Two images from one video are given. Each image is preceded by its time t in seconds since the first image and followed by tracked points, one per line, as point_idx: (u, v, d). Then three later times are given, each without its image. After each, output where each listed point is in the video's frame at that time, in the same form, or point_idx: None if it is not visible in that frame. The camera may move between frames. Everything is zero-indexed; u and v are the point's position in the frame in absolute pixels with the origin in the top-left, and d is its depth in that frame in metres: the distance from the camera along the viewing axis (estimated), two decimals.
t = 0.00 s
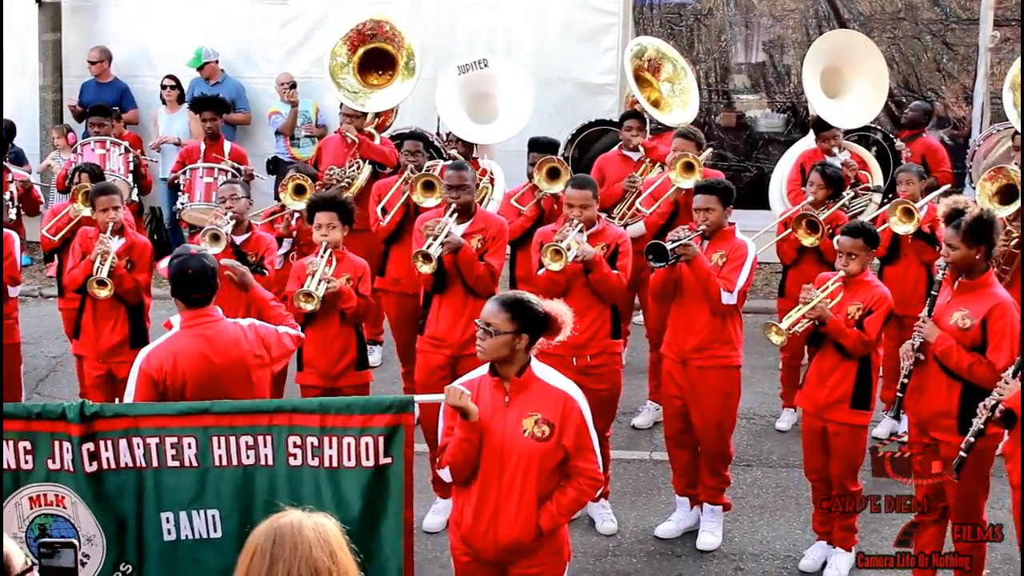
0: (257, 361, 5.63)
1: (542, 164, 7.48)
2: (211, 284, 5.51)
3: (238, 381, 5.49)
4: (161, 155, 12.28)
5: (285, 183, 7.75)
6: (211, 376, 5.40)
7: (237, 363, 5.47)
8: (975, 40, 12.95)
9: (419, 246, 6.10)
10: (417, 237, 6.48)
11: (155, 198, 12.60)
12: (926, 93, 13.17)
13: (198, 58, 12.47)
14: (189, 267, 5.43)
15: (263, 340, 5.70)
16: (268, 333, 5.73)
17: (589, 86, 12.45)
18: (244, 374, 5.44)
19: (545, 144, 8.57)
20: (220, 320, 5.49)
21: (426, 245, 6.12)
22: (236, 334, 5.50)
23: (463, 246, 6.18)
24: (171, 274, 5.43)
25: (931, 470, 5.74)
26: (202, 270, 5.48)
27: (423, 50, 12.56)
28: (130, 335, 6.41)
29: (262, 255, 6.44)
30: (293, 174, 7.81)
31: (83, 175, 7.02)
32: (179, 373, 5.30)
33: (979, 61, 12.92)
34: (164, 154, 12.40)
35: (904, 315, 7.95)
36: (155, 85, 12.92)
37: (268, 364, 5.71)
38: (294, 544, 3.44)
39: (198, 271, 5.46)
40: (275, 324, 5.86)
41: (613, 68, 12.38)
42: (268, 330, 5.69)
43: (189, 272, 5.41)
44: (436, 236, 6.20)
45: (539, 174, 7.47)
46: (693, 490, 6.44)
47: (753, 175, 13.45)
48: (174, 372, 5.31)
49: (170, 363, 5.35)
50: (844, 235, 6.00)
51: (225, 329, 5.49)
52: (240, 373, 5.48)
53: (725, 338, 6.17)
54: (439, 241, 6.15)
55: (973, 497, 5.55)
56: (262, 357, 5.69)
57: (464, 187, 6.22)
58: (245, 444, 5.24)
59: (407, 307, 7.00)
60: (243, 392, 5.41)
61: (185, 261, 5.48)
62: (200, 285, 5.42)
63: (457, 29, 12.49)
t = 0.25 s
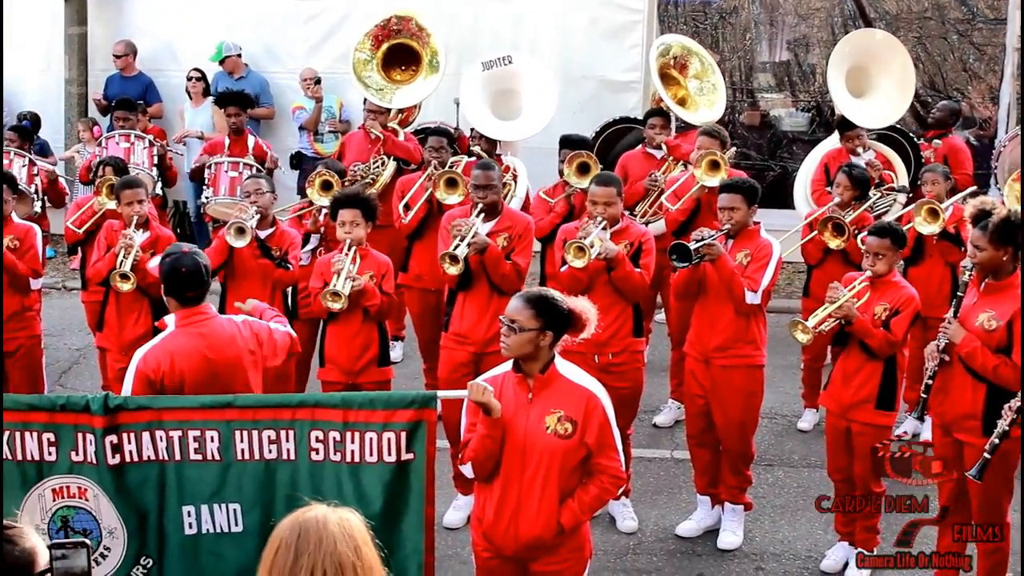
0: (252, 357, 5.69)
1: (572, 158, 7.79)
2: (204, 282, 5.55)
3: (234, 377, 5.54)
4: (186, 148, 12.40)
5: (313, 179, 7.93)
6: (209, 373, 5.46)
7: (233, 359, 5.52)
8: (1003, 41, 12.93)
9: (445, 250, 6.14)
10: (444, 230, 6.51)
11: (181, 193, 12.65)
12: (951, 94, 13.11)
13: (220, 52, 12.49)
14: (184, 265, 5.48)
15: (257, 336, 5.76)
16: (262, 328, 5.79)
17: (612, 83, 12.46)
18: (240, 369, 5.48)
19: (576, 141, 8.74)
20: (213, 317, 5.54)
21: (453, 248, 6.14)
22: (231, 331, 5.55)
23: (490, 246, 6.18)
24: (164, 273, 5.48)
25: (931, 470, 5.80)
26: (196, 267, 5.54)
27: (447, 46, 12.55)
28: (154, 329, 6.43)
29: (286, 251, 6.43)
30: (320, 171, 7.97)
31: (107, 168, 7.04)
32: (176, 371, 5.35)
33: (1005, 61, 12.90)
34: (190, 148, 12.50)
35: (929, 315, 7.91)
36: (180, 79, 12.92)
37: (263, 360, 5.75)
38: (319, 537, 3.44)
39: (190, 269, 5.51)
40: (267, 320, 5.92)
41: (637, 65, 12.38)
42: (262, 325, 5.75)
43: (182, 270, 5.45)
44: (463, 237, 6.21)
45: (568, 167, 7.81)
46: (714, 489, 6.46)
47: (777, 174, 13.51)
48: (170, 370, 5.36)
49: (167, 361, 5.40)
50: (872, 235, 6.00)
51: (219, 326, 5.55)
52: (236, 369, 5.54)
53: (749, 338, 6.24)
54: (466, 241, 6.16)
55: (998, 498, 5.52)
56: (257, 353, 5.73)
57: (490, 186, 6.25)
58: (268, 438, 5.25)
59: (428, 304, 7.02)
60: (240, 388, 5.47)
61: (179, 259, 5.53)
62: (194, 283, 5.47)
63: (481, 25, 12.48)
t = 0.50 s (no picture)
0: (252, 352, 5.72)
1: (600, 148, 7.98)
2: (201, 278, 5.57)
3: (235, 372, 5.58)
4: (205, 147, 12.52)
5: (332, 178, 7.89)
6: (209, 369, 5.49)
7: (233, 354, 5.55)
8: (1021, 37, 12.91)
9: (463, 236, 6.17)
10: (460, 224, 6.51)
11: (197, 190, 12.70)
12: (970, 91, 13.07)
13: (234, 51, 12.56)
14: (181, 263, 5.51)
15: (256, 331, 5.78)
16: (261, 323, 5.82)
17: (629, 82, 12.44)
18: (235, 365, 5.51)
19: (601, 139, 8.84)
20: (212, 313, 5.57)
21: (471, 234, 6.18)
22: (230, 327, 5.58)
23: (506, 238, 6.21)
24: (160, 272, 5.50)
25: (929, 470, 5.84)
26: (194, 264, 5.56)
27: (463, 44, 12.55)
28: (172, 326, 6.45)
29: (303, 248, 6.50)
30: (339, 169, 7.95)
31: (124, 167, 7.06)
32: (176, 368, 5.39)
33: None
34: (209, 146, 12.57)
35: (948, 314, 7.89)
36: (196, 78, 12.96)
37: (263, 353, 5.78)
38: (337, 535, 3.44)
39: (188, 266, 5.53)
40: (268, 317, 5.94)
41: (654, 63, 12.36)
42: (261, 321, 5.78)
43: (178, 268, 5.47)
44: (479, 227, 6.26)
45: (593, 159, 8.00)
46: (732, 488, 6.47)
47: (794, 172, 13.30)
48: (170, 367, 5.39)
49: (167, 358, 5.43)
50: (891, 233, 5.98)
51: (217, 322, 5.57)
52: (236, 364, 5.57)
53: (766, 337, 6.26)
54: (482, 232, 6.21)
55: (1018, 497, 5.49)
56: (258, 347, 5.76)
57: (507, 180, 6.28)
58: (285, 435, 5.26)
59: (447, 301, 7.03)
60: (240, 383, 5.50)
61: (177, 257, 5.55)
62: (192, 280, 5.50)
63: (498, 23, 12.49)
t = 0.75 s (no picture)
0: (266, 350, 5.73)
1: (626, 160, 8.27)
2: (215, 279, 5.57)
3: (251, 371, 5.59)
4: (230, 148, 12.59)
5: (355, 173, 7.96)
6: (226, 368, 5.50)
7: (248, 353, 5.56)
8: None
9: (485, 245, 6.18)
10: (482, 227, 6.53)
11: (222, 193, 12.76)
12: (995, 89, 13.08)
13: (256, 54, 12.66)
14: (196, 264, 5.52)
15: (270, 329, 5.80)
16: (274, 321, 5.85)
17: (652, 82, 12.43)
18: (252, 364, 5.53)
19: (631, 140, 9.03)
20: (226, 313, 5.58)
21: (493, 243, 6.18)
22: (245, 326, 5.59)
23: (527, 243, 6.19)
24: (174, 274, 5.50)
25: (929, 470, 5.86)
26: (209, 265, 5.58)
27: (485, 45, 12.56)
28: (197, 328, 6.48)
29: (327, 250, 6.48)
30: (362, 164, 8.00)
31: (150, 169, 7.10)
32: (194, 369, 5.39)
33: None
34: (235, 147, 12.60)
35: (974, 314, 7.88)
36: (221, 80, 13.00)
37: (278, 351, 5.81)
38: (363, 536, 3.44)
39: (201, 267, 5.54)
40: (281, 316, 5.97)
41: (677, 64, 12.35)
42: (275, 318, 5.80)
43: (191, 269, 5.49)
44: (502, 233, 6.26)
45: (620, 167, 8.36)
46: (757, 489, 6.45)
47: (818, 172, 13.09)
48: (187, 369, 5.40)
49: (184, 359, 5.44)
50: (916, 233, 5.96)
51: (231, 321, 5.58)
52: (253, 363, 5.59)
53: (791, 338, 6.24)
54: (505, 238, 6.19)
55: None
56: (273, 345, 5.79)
57: (528, 183, 6.25)
58: (308, 435, 5.27)
59: (471, 302, 7.05)
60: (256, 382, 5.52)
61: (190, 258, 5.57)
62: (208, 280, 5.51)
63: (520, 24, 12.49)
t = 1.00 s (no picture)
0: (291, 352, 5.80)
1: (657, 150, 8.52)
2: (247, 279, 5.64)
3: (280, 371, 5.65)
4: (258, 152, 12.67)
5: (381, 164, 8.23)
6: (258, 367, 5.55)
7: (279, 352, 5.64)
8: None
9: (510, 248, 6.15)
10: (507, 232, 6.53)
11: (250, 196, 12.82)
12: None
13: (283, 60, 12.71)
14: (228, 264, 5.58)
15: (296, 330, 5.87)
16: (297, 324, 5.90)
17: (680, 85, 12.42)
18: (282, 364, 5.60)
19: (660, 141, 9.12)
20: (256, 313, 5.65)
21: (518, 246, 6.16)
22: (275, 326, 5.66)
23: (553, 247, 6.19)
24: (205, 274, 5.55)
25: (931, 470, 5.81)
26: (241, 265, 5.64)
27: (512, 49, 12.57)
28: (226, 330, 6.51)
29: (355, 252, 6.53)
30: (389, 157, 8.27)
31: (180, 171, 7.14)
32: (227, 368, 5.44)
33: None
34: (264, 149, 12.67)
35: (1004, 319, 7.83)
36: (250, 84, 13.05)
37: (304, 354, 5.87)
38: (392, 538, 3.45)
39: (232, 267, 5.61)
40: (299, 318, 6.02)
41: (704, 67, 12.34)
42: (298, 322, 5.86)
43: (222, 268, 5.55)
44: (528, 236, 6.24)
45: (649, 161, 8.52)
46: (785, 494, 6.43)
47: (847, 176, 13.22)
48: (222, 368, 5.44)
49: (216, 359, 5.48)
50: (946, 235, 5.95)
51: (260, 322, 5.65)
52: (282, 364, 5.65)
53: (820, 343, 6.26)
54: (530, 241, 6.18)
55: None
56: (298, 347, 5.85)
57: (552, 187, 6.26)
58: (338, 436, 5.29)
59: (499, 305, 7.04)
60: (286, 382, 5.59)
61: (222, 258, 5.61)
62: (240, 280, 5.58)
63: (547, 28, 12.49)
